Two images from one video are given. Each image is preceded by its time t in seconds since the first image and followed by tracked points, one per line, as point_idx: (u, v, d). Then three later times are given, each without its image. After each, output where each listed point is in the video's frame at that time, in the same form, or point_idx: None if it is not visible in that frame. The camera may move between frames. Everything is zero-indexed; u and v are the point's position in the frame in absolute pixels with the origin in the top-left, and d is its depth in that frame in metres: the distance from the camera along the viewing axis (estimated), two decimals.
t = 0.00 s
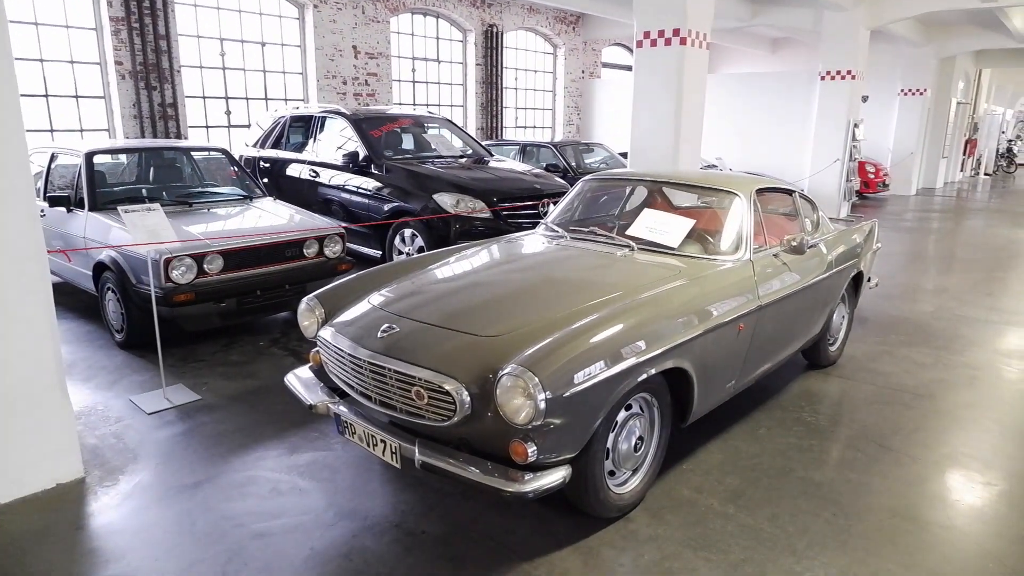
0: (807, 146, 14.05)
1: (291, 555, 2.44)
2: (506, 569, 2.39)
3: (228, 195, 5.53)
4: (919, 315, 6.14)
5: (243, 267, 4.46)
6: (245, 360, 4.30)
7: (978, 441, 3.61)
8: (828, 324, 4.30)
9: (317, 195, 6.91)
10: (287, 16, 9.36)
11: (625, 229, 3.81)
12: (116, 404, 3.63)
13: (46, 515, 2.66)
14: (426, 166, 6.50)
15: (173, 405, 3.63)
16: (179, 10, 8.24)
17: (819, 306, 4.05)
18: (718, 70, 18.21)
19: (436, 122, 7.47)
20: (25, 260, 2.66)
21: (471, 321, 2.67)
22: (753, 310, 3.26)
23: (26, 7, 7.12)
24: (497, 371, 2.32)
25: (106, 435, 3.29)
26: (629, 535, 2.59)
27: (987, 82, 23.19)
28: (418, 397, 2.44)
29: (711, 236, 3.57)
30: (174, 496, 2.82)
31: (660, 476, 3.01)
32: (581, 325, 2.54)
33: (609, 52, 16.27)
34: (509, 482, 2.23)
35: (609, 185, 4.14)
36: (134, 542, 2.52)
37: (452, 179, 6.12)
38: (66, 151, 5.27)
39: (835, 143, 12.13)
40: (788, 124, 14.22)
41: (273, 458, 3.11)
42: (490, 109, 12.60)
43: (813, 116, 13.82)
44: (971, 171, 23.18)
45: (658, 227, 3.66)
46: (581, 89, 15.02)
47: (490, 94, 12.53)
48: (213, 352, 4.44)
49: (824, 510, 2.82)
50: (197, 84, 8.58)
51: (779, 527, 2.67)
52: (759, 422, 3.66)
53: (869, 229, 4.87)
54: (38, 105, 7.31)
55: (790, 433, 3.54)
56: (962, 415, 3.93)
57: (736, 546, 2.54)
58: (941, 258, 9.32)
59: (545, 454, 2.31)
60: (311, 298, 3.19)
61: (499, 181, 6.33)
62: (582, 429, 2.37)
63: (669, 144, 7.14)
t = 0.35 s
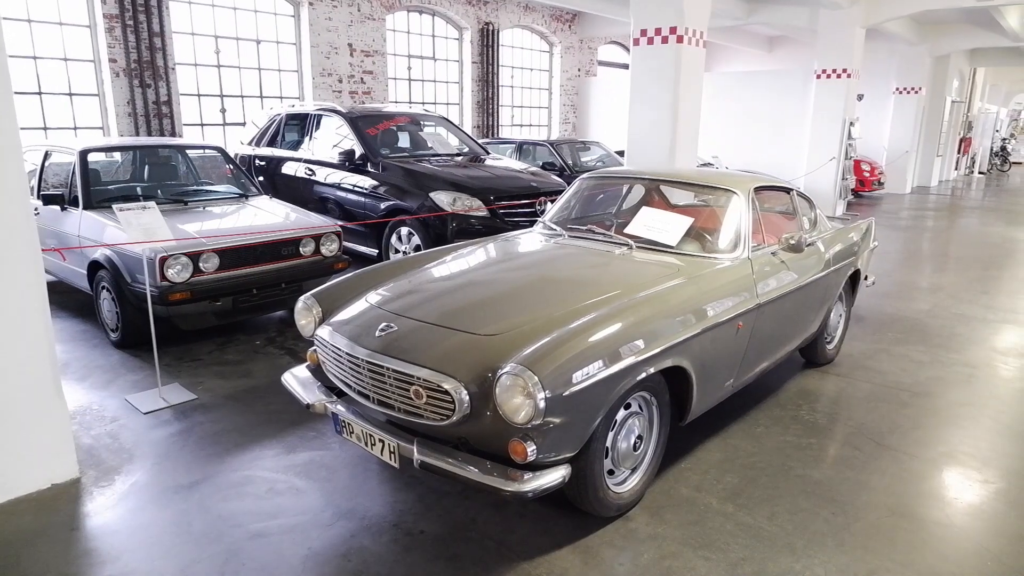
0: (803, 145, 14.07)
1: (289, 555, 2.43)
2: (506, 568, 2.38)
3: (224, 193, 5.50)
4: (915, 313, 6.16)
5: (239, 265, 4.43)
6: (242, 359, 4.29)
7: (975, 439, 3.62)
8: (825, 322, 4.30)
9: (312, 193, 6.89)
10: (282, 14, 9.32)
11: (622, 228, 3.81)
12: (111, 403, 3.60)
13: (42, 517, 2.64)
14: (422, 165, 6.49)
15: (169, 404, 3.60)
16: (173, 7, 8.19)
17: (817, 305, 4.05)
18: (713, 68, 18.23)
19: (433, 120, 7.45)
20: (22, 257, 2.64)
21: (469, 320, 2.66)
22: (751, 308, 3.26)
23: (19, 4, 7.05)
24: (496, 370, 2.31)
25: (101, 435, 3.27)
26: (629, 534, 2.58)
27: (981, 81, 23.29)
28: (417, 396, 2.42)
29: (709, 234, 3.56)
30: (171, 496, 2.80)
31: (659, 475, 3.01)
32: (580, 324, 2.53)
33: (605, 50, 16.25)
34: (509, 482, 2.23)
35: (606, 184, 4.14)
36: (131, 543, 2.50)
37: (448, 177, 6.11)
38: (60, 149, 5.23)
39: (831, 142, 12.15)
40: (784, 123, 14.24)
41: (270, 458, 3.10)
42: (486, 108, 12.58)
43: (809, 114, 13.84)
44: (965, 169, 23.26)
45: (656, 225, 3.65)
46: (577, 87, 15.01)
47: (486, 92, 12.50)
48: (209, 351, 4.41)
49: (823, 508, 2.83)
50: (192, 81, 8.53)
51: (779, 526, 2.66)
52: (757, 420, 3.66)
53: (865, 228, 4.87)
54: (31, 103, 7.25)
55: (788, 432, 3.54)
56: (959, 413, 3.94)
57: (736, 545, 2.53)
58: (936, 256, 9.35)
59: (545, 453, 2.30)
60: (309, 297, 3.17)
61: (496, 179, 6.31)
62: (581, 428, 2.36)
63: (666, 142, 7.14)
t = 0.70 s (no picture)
0: (800, 143, 14.08)
1: (287, 556, 2.41)
2: (506, 568, 2.37)
3: (220, 192, 5.48)
4: (912, 311, 6.17)
5: (236, 265, 4.41)
6: (239, 359, 4.26)
7: (974, 437, 3.62)
8: (824, 320, 4.30)
9: (309, 192, 6.86)
10: (278, 12, 9.29)
11: (622, 226, 3.80)
12: (108, 403, 3.58)
13: (38, 518, 2.61)
14: (420, 163, 6.47)
15: (166, 404, 3.58)
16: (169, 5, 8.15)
17: (816, 303, 4.05)
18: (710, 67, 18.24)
19: (430, 118, 7.44)
20: (20, 256, 2.63)
21: (468, 319, 2.64)
22: (751, 307, 3.26)
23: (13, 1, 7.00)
24: (497, 370, 2.30)
25: (97, 435, 3.24)
26: (629, 533, 2.58)
27: (976, 80, 23.35)
28: (417, 396, 2.41)
29: (708, 233, 3.56)
30: (168, 497, 2.78)
31: (659, 474, 3.00)
32: (580, 323, 2.52)
33: (602, 49, 16.24)
34: (509, 481, 2.22)
35: (604, 182, 4.13)
36: (128, 544, 2.48)
37: (446, 175, 6.09)
38: (55, 148, 5.20)
39: (828, 140, 12.16)
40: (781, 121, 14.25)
41: (268, 457, 3.08)
42: (483, 106, 12.56)
43: (806, 113, 13.84)
44: (961, 167, 23.30)
45: (655, 223, 3.64)
46: (574, 85, 15.00)
47: (484, 90, 12.48)
48: (206, 350, 4.39)
49: (824, 507, 2.82)
50: (188, 79, 8.50)
51: (780, 525, 2.66)
52: (756, 419, 3.65)
53: (864, 226, 4.87)
54: (26, 101, 7.20)
55: (787, 431, 3.54)
56: (958, 411, 3.94)
57: (737, 544, 2.53)
58: (932, 255, 9.37)
59: (545, 454, 2.29)
60: (307, 296, 3.15)
61: (494, 178, 6.30)
62: (582, 428, 2.35)
63: (664, 140, 7.13)
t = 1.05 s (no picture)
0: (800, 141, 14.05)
1: (289, 559, 2.37)
2: (511, 572, 2.33)
3: (219, 189, 5.43)
4: (915, 310, 6.14)
5: (235, 263, 4.37)
6: (239, 358, 4.22)
7: (981, 437, 3.59)
8: (828, 319, 4.27)
9: (308, 190, 6.81)
10: (277, 9, 9.23)
11: (625, 225, 3.76)
12: (106, 404, 3.53)
13: (35, 520, 2.57)
14: (420, 160, 6.42)
15: (164, 404, 3.54)
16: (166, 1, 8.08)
17: (820, 302, 4.02)
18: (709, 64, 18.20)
19: (429, 116, 7.39)
20: (16, 255, 2.58)
21: (472, 318, 2.60)
22: (757, 306, 3.23)
23: None
24: (503, 370, 2.26)
25: (95, 436, 3.19)
26: (635, 536, 2.54)
27: (975, 79, 23.34)
28: (421, 397, 2.37)
29: (713, 231, 3.53)
30: (167, 499, 2.73)
31: (664, 475, 2.97)
32: (586, 322, 2.49)
33: (601, 46, 16.19)
34: (516, 484, 2.18)
35: (607, 179, 4.09)
36: (126, 548, 2.44)
37: (446, 173, 6.04)
38: (52, 145, 5.14)
39: (828, 138, 12.13)
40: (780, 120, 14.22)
41: (269, 458, 3.04)
42: (482, 104, 12.51)
43: (806, 111, 13.81)
44: (959, 165, 23.30)
45: (660, 222, 3.60)
46: (573, 83, 14.95)
47: (483, 88, 12.42)
48: (204, 349, 4.34)
49: (832, 509, 2.79)
50: (186, 77, 8.43)
51: (788, 527, 2.63)
52: (762, 419, 3.62)
53: (867, 224, 4.84)
54: (21, 98, 7.12)
55: (793, 431, 3.50)
56: (964, 410, 3.91)
57: (745, 547, 2.49)
58: (933, 253, 9.35)
59: (551, 455, 2.25)
60: (307, 295, 3.10)
61: (494, 176, 6.25)
62: (589, 429, 2.32)
63: (665, 138, 7.09)
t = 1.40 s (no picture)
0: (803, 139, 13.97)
1: (292, 567, 2.30)
2: None
3: (219, 187, 5.36)
4: (923, 308, 6.07)
5: (235, 262, 4.30)
6: (239, 358, 4.15)
7: (995, 438, 3.52)
8: (838, 319, 4.20)
9: (309, 187, 6.74)
10: (277, 5, 9.15)
11: (634, 222, 3.69)
12: (104, 405, 3.46)
13: (30, 526, 2.50)
14: (422, 158, 6.35)
15: (164, 406, 3.46)
16: None
17: (831, 302, 3.95)
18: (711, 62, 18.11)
19: (431, 113, 7.31)
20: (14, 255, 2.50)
21: (479, 318, 2.53)
22: (769, 305, 3.16)
23: None
24: (512, 371, 2.19)
25: (93, 438, 3.12)
26: (647, 541, 2.47)
27: (977, 76, 23.25)
28: (428, 400, 2.30)
29: (723, 229, 3.47)
30: (166, 504, 2.66)
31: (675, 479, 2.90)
32: (596, 322, 2.42)
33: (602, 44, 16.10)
34: (526, 489, 2.11)
35: (613, 176, 4.02)
36: (124, 555, 2.37)
37: (448, 170, 5.97)
38: (50, 142, 5.07)
39: (832, 135, 12.06)
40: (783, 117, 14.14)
41: (271, 462, 2.97)
42: (483, 101, 12.43)
43: (809, 108, 13.73)
44: (962, 163, 23.21)
45: (669, 219, 3.53)
46: (575, 80, 14.87)
47: (484, 85, 12.35)
48: (204, 349, 4.27)
49: (847, 513, 2.72)
50: (185, 74, 8.36)
51: (803, 533, 2.56)
52: (772, 421, 3.55)
53: (876, 222, 4.77)
54: (19, 95, 7.04)
55: (805, 433, 3.43)
56: (977, 411, 3.84)
57: (760, 553, 2.42)
58: (937, 251, 9.28)
59: (562, 460, 2.18)
60: (309, 294, 3.02)
61: (497, 173, 6.17)
62: (601, 433, 2.25)
63: (669, 135, 7.02)
